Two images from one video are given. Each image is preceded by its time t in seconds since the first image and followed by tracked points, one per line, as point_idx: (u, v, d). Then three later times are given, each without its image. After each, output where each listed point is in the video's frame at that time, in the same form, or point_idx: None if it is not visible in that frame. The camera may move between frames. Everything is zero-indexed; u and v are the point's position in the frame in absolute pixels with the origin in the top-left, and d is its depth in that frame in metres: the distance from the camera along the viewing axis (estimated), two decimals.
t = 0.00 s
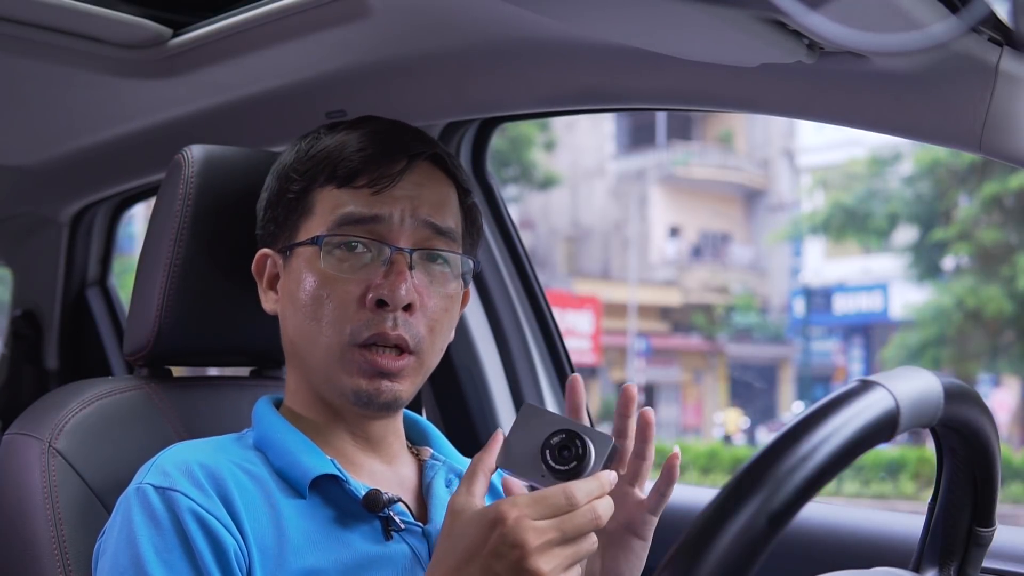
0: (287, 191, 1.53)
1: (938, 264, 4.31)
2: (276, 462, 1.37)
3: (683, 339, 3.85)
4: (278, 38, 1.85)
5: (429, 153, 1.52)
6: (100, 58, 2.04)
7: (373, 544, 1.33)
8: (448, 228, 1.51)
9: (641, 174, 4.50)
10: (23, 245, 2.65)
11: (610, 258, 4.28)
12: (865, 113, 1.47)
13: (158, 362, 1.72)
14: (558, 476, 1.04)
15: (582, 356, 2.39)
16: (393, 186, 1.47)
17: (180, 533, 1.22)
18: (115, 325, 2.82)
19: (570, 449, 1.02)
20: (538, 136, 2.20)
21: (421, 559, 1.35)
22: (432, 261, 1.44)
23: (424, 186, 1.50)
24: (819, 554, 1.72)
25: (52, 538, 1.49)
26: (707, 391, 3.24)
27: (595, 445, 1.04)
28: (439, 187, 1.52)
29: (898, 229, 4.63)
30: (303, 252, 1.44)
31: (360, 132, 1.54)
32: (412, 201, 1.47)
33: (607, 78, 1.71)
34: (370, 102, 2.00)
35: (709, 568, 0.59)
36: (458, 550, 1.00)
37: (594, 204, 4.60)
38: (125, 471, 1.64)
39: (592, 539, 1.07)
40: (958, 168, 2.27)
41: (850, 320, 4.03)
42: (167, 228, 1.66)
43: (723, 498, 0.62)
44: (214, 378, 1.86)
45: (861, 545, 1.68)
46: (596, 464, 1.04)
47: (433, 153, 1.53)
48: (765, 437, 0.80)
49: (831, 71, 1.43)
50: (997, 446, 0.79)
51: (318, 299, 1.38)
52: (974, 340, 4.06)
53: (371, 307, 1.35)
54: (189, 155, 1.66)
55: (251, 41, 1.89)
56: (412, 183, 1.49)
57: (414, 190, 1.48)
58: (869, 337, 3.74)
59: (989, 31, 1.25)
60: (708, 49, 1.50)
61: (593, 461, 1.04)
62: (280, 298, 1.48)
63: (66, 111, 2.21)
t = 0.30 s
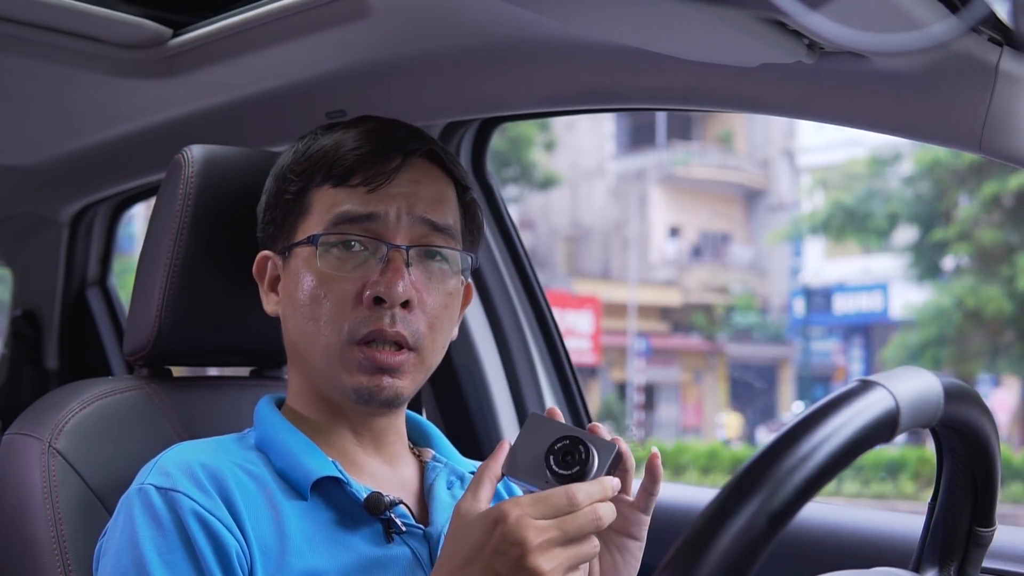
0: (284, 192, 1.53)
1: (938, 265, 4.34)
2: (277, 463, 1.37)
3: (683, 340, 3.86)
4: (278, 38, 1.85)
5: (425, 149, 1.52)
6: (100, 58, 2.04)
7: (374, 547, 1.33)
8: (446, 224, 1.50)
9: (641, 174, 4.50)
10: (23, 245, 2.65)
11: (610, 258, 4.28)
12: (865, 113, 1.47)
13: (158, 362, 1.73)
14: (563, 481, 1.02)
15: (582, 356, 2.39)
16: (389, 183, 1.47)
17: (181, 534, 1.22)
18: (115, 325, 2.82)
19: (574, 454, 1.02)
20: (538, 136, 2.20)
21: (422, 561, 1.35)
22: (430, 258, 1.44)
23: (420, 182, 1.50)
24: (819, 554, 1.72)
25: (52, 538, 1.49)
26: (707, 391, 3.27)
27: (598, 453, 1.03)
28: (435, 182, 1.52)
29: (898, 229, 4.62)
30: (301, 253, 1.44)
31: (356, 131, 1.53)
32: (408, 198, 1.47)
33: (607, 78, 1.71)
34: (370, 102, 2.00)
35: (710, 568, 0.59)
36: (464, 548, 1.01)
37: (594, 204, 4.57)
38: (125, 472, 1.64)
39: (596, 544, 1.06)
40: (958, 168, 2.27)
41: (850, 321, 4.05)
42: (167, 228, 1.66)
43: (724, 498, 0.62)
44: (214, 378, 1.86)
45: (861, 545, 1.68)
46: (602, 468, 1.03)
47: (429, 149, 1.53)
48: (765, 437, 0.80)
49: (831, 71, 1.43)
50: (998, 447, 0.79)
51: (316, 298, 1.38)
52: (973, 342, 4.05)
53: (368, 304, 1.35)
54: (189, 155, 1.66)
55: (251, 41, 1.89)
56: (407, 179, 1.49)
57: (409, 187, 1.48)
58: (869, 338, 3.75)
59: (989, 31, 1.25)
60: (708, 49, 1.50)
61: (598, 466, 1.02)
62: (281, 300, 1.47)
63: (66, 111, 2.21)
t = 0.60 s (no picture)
0: (278, 193, 1.53)
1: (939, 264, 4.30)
2: (277, 462, 1.37)
3: (683, 339, 3.86)
4: (278, 38, 1.85)
5: (413, 139, 1.52)
6: (100, 58, 2.04)
7: (375, 547, 1.33)
8: (438, 213, 1.51)
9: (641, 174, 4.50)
10: (22, 245, 2.65)
11: (610, 258, 4.28)
12: (865, 113, 1.48)
13: (158, 362, 1.72)
14: (555, 486, 1.03)
15: (582, 356, 2.40)
16: (378, 174, 1.47)
17: (182, 534, 1.22)
18: (115, 325, 2.82)
19: (561, 458, 1.02)
20: (538, 136, 2.20)
21: (422, 562, 1.35)
22: (421, 248, 1.44)
23: (410, 173, 1.50)
24: (819, 554, 1.72)
25: (51, 538, 1.49)
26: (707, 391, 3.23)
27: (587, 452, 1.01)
28: (425, 173, 1.52)
29: (898, 229, 4.60)
30: (294, 248, 1.44)
31: (347, 127, 1.53)
32: (398, 188, 1.48)
33: (608, 78, 1.71)
34: (370, 102, 2.00)
35: (710, 568, 0.59)
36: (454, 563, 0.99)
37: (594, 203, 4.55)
38: (125, 472, 1.64)
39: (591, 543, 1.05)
40: (958, 168, 2.27)
41: (850, 320, 4.05)
42: (167, 228, 1.66)
43: (724, 497, 0.62)
44: (215, 378, 1.86)
45: (861, 544, 1.68)
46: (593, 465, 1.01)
47: (417, 139, 1.53)
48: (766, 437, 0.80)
49: (831, 71, 1.43)
50: (998, 446, 0.79)
51: (309, 290, 1.38)
52: (973, 342, 4.12)
53: (359, 292, 1.35)
54: (189, 155, 1.66)
55: (252, 41, 1.89)
56: (397, 170, 1.49)
57: (399, 178, 1.48)
58: (869, 337, 3.75)
59: (989, 31, 1.25)
60: (709, 49, 1.50)
61: (589, 462, 1.01)
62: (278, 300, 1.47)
63: (66, 112, 2.21)
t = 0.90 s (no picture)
0: (274, 194, 1.53)
1: (939, 264, 4.31)
2: (278, 463, 1.37)
3: (683, 339, 3.87)
4: (278, 39, 1.85)
5: (408, 138, 1.53)
6: (100, 59, 2.04)
7: (375, 547, 1.33)
8: (435, 211, 1.51)
9: (641, 175, 4.51)
10: (22, 245, 2.65)
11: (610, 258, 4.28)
12: (865, 113, 1.48)
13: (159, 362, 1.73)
14: (572, 493, 1.04)
15: (582, 356, 2.40)
16: (373, 173, 1.48)
17: (184, 535, 1.22)
18: (115, 325, 2.82)
19: (583, 467, 1.04)
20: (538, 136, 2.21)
21: (423, 561, 1.35)
22: (418, 246, 1.44)
23: (405, 171, 1.50)
24: (819, 554, 1.72)
25: (52, 538, 1.50)
26: (707, 392, 3.24)
27: (610, 464, 1.04)
28: (421, 170, 1.52)
29: (898, 230, 4.55)
30: (292, 249, 1.44)
31: (342, 126, 1.53)
32: (393, 187, 1.48)
33: (607, 78, 1.71)
34: (370, 102, 2.00)
35: (710, 568, 0.59)
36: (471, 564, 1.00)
37: (594, 203, 4.49)
38: (125, 472, 1.64)
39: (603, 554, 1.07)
40: (958, 168, 2.27)
41: (850, 321, 4.05)
42: (167, 228, 1.66)
43: (725, 498, 0.62)
44: (215, 378, 1.87)
45: (861, 545, 1.68)
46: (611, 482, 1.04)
47: (411, 138, 1.53)
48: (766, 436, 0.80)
49: (830, 71, 1.43)
50: (997, 446, 0.79)
51: (308, 290, 1.38)
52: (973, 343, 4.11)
53: (358, 290, 1.35)
54: (189, 155, 1.66)
55: (252, 41, 1.89)
56: (392, 168, 1.49)
57: (394, 176, 1.49)
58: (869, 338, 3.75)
59: (989, 31, 1.25)
60: (709, 49, 1.50)
61: (608, 478, 1.04)
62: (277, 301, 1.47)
63: (66, 112, 2.21)
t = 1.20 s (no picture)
0: (279, 192, 1.53)
1: (939, 265, 4.24)
2: (278, 464, 1.37)
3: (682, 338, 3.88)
4: (278, 39, 1.85)
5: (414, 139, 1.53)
6: (100, 59, 2.04)
7: (376, 549, 1.33)
8: (440, 213, 1.51)
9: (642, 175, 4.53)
10: (23, 245, 2.65)
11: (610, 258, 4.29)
12: (865, 114, 1.48)
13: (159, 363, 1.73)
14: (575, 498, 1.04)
15: (582, 356, 2.40)
16: (378, 174, 1.47)
17: (184, 536, 1.22)
18: (115, 325, 2.83)
19: (587, 471, 1.04)
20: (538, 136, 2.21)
21: (423, 564, 1.35)
22: (423, 249, 1.44)
23: (410, 172, 1.50)
24: (819, 555, 1.72)
25: (52, 538, 1.50)
26: (707, 391, 3.30)
27: (614, 469, 1.04)
28: (427, 172, 1.52)
29: (898, 230, 4.46)
30: (296, 248, 1.44)
31: (347, 126, 1.53)
32: (399, 188, 1.47)
33: (607, 78, 1.71)
34: (370, 102, 2.00)
35: (710, 569, 0.59)
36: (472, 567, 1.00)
37: (595, 203, 4.53)
38: (125, 472, 1.64)
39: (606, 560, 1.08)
40: (959, 168, 2.27)
41: (850, 321, 4.05)
42: (167, 228, 1.66)
43: (725, 499, 0.62)
44: (215, 378, 1.86)
45: (861, 545, 1.68)
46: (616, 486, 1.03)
47: (416, 139, 1.53)
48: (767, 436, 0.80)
49: (831, 71, 1.43)
50: (997, 447, 0.79)
51: (311, 290, 1.38)
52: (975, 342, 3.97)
53: (362, 292, 1.35)
54: (189, 155, 1.66)
55: (252, 41, 1.89)
56: (397, 169, 1.49)
57: (400, 177, 1.48)
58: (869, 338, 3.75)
59: (989, 31, 1.24)
60: (709, 49, 1.50)
61: (612, 483, 1.04)
62: (280, 300, 1.47)
63: (65, 112, 2.21)
